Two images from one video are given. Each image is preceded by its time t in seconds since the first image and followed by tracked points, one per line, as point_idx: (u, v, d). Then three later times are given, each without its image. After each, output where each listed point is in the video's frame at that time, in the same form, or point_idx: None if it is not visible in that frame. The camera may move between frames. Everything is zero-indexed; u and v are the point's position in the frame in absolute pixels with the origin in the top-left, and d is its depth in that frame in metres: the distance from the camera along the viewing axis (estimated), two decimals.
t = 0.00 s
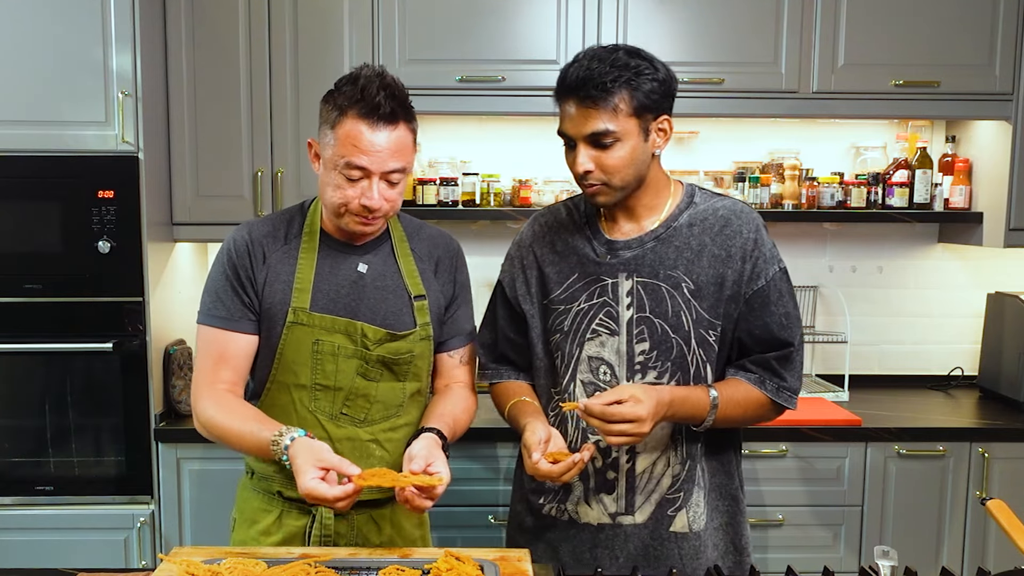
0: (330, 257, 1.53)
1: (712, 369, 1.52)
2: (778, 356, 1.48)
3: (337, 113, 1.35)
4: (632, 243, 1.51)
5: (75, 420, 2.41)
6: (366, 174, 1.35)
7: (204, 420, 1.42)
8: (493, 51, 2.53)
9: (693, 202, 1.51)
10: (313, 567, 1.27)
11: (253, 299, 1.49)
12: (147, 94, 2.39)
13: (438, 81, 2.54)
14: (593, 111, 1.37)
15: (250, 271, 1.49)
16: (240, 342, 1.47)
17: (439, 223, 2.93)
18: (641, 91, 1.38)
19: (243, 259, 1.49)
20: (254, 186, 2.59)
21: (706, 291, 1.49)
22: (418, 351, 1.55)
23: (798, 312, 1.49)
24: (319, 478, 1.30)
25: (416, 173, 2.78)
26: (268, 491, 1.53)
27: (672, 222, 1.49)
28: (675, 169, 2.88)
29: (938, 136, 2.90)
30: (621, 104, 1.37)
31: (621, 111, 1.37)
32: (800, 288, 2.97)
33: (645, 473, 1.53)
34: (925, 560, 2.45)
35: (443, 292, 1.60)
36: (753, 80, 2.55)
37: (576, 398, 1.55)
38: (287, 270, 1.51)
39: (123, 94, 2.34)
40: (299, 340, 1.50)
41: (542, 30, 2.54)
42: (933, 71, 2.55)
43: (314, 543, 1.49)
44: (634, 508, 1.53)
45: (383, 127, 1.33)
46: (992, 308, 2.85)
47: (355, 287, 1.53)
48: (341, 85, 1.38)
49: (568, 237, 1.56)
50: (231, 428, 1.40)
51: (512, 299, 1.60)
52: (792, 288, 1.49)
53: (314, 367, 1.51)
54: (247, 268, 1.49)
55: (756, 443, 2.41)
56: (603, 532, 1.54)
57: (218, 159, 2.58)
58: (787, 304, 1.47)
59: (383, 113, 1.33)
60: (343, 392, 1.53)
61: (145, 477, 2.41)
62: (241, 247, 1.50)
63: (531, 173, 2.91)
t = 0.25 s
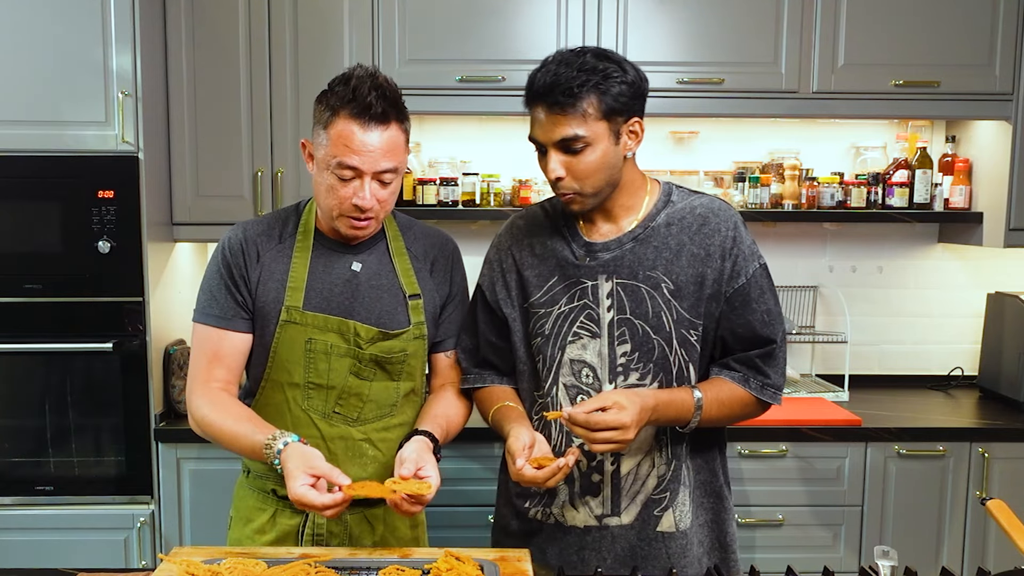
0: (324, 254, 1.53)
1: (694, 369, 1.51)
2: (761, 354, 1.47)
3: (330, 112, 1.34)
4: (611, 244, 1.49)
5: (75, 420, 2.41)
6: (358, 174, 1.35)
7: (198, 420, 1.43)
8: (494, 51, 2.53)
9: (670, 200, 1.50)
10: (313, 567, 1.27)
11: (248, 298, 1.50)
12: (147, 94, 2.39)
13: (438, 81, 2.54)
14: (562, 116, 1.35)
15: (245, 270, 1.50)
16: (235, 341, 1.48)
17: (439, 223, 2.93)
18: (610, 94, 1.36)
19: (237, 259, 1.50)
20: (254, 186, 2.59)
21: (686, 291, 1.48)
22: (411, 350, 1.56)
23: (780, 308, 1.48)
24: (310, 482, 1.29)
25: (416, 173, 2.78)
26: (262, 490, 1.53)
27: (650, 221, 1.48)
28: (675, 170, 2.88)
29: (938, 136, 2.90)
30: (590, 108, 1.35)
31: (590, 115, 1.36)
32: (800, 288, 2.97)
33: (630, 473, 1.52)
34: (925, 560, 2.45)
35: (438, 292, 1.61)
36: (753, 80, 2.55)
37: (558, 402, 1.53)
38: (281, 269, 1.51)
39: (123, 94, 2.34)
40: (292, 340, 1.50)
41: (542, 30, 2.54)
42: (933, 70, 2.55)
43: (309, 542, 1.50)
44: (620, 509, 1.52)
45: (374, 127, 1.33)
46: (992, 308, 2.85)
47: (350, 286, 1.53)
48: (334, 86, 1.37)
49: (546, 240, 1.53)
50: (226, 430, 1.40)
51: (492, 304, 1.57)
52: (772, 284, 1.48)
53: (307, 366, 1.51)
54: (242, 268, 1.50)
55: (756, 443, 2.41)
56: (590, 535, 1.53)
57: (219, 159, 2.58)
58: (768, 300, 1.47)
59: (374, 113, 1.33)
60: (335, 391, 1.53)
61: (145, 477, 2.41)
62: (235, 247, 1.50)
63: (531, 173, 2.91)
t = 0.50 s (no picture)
0: (322, 257, 1.52)
1: (683, 369, 1.51)
2: (750, 353, 1.47)
3: (321, 112, 1.34)
4: (599, 244, 1.49)
5: (74, 420, 2.41)
6: (352, 174, 1.35)
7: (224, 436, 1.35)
8: (494, 51, 2.53)
9: (657, 200, 1.51)
10: (313, 566, 1.27)
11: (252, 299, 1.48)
12: (147, 94, 2.39)
13: (439, 81, 2.54)
14: (546, 119, 1.35)
15: (246, 272, 1.48)
16: (242, 342, 1.44)
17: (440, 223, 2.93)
18: (594, 96, 1.36)
19: (238, 260, 1.48)
20: (254, 186, 2.59)
21: (674, 291, 1.48)
22: (410, 350, 1.56)
23: (768, 307, 1.48)
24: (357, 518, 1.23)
25: (416, 173, 2.78)
26: (262, 487, 1.52)
27: (637, 222, 1.48)
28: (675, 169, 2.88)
29: (937, 136, 2.90)
30: (574, 111, 1.35)
31: (575, 117, 1.36)
32: (800, 288, 2.97)
33: (620, 475, 1.52)
34: (926, 560, 2.45)
35: (434, 289, 1.62)
36: (753, 80, 2.55)
37: (547, 404, 1.53)
38: (282, 272, 1.50)
39: (123, 94, 2.34)
40: (293, 344, 1.50)
41: (542, 30, 2.54)
42: (933, 71, 2.55)
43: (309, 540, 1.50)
44: (610, 511, 1.52)
45: (366, 126, 1.33)
46: (992, 308, 2.85)
47: (348, 287, 1.53)
48: (323, 87, 1.37)
49: (534, 241, 1.53)
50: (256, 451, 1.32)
51: (480, 306, 1.57)
52: (760, 284, 1.49)
53: (308, 369, 1.51)
54: (243, 270, 1.48)
55: (756, 443, 2.41)
56: (581, 536, 1.53)
57: (219, 158, 2.58)
58: (757, 300, 1.47)
59: (366, 112, 1.33)
60: (337, 394, 1.53)
61: (145, 477, 2.41)
62: (235, 249, 1.49)
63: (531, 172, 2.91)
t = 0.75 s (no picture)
0: (328, 263, 1.51)
1: (681, 370, 1.51)
2: (749, 354, 1.47)
3: (324, 115, 1.34)
4: (598, 245, 1.49)
5: (74, 420, 2.41)
6: (356, 177, 1.35)
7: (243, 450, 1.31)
8: (494, 51, 2.53)
9: (656, 201, 1.51)
10: (313, 566, 1.27)
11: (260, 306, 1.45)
12: (147, 94, 2.39)
13: (439, 81, 2.54)
14: (549, 119, 1.35)
15: (255, 280, 1.46)
16: (253, 349, 1.41)
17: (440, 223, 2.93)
18: (596, 95, 1.36)
19: (246, 267, 1.45)
20: (254, 186, 2.59)
21: (673, 292, 1.48)
22: (417, 350, 1.57)
23: (767, 307, 1.48)
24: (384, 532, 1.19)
25: (416, 173, 2.78)
26: (271, 491, 1.52)
27: (636, 222, 1.49)
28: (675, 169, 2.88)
29: (937, 136, 2.90)
30: (576, 110, 1.35)
31: (577, 117, 1.36)
32: (800, 288, 2.97)
33: (618, 476, 1.52)
34: (925, 560, 2.45)
35: (436, 288, 1.62)
36: (753, 80, 2.55)
37: (545, 404, 1.53)
38: (290, 277, 1.49)
39: (123, 94, 2.34)
40: (305, 351, 1.49)
41: (542, 30, 2.54)
42: (933, 71, 2.55)
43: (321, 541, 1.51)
44: (608, 513, 1.52)
45: (370, 128, 1.33)
46: (992, 308, 2.85)
47: (355, 291, 1.52)
48: (327, 87, 1.37)
49: (532, 241, 1.53)
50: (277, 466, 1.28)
51: (478, 305, 1.57)
52: (760, 284, 1.49)
53: (320, 374, 1.51)
54: (251, 277, 1.45)
55: (756, 443, 2.41)
56: (578, 537, 1.53)
57: (219, 159, 2.58)
58: (756, 301, 1.47)
59: (370, 114, 1.33)
60: (349, 398, 1.53)
61: (145, 477, 2.41)
62: (242, 255, 1.46)
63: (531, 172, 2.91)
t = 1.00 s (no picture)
0: (334, 264, 1.51)
1: (690, 370, 1.51)
2: (758, 356, 1.48)
3: (334, 116, 1.34)
4: (609, 243, 1.49)
5: (74, 420, 2.41)
6: (365, 177, 1.35)
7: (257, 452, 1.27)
8: (494, 51, 2.53)
9: (668, 202, 1.51)
10: (313, 567, 1.27)
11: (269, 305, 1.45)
12: (147, 94, 2.39)
13: (439, 81, 2.54)
14: (567, 114, 1.36)
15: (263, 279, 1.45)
16: (263, 347, 1.39)
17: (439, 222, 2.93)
18: (615, 93, 1.37)
19: (255, 268, 1.45)
20: (254, 186, 2.59)
21: (684, 292, 1.48)
22: (422, 349, 1.58)
23: (777, 310, 1.49)
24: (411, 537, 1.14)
25: (416, 173, 2.78)
26: (276, 493, 1.52)
27: (648, 221, 1.49)
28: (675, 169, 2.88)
29: (937, 136, 2.90)
30: (595, 106, 1.36)
31: (595, 113, 1.36)
32: (800, 288, 2.97)
33: (625, 475, 1.52)
34: (925, 560, 2.45)
35: (437, 288, 1.62)
36: (753, 80, 2.55)
37: (553, 401, 1.54)
38: (299, 279, 1.49)
39: (123, 94, 2.34)
40: (313, 352, 1.49)
41: (542, 30, 2.54)
42: (933, 71, 2.55)
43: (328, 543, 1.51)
44: (614, 511, 1.52)
45: (380, 130, 1.33)
46: (992, 308, 2.85)
47: (359, 291, 1.52)
48: (337, 86, 1.37)
49: (543, 238, 1.54)
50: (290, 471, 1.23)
51: (488, 302, 1.58)
52: (769, 287, 1.49)
53: (328, 375, 1.51)
54: (260, 278, 1.45)
55: (756, 443, 2.41)
56: (584, 536, 1.53)
57: (219, 159, 2.58)
58: (765, 303, 1.48)
59: (381, 114, 1.33)
60: (357, 399, 1.53)
61: (145, 477, 2.41)
62: (249, 255, 1.46)
63: (531, 172, 2.91)
